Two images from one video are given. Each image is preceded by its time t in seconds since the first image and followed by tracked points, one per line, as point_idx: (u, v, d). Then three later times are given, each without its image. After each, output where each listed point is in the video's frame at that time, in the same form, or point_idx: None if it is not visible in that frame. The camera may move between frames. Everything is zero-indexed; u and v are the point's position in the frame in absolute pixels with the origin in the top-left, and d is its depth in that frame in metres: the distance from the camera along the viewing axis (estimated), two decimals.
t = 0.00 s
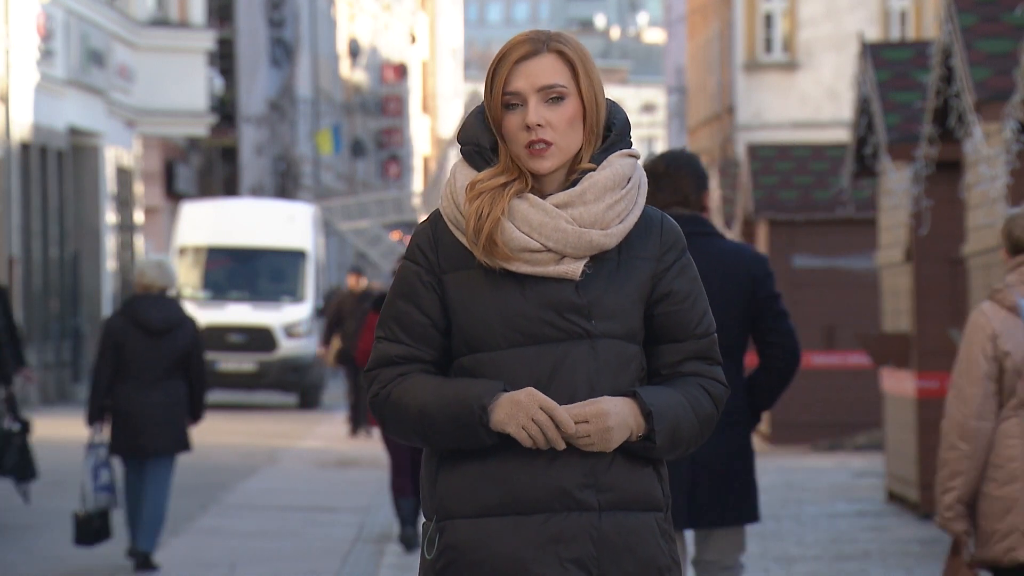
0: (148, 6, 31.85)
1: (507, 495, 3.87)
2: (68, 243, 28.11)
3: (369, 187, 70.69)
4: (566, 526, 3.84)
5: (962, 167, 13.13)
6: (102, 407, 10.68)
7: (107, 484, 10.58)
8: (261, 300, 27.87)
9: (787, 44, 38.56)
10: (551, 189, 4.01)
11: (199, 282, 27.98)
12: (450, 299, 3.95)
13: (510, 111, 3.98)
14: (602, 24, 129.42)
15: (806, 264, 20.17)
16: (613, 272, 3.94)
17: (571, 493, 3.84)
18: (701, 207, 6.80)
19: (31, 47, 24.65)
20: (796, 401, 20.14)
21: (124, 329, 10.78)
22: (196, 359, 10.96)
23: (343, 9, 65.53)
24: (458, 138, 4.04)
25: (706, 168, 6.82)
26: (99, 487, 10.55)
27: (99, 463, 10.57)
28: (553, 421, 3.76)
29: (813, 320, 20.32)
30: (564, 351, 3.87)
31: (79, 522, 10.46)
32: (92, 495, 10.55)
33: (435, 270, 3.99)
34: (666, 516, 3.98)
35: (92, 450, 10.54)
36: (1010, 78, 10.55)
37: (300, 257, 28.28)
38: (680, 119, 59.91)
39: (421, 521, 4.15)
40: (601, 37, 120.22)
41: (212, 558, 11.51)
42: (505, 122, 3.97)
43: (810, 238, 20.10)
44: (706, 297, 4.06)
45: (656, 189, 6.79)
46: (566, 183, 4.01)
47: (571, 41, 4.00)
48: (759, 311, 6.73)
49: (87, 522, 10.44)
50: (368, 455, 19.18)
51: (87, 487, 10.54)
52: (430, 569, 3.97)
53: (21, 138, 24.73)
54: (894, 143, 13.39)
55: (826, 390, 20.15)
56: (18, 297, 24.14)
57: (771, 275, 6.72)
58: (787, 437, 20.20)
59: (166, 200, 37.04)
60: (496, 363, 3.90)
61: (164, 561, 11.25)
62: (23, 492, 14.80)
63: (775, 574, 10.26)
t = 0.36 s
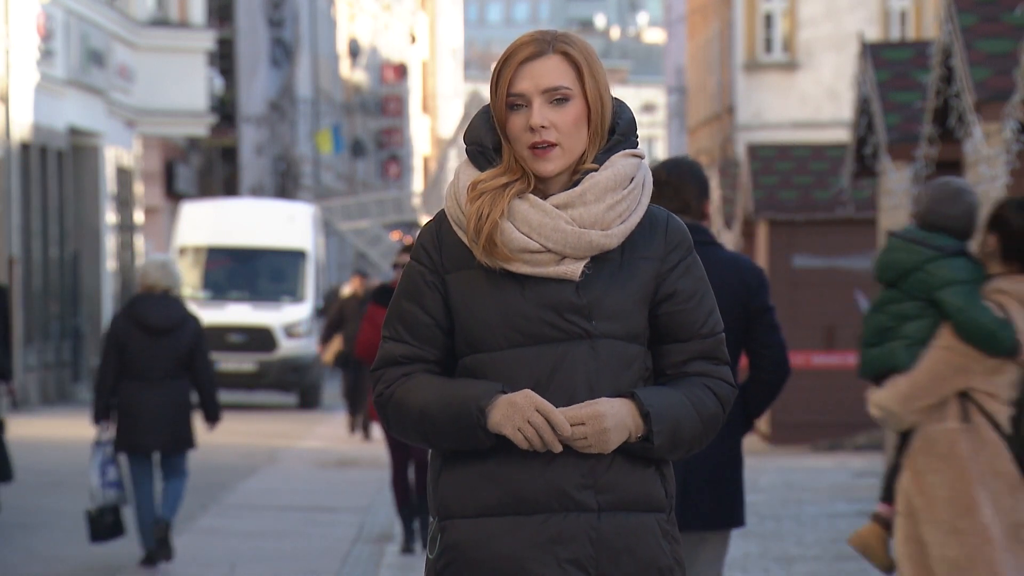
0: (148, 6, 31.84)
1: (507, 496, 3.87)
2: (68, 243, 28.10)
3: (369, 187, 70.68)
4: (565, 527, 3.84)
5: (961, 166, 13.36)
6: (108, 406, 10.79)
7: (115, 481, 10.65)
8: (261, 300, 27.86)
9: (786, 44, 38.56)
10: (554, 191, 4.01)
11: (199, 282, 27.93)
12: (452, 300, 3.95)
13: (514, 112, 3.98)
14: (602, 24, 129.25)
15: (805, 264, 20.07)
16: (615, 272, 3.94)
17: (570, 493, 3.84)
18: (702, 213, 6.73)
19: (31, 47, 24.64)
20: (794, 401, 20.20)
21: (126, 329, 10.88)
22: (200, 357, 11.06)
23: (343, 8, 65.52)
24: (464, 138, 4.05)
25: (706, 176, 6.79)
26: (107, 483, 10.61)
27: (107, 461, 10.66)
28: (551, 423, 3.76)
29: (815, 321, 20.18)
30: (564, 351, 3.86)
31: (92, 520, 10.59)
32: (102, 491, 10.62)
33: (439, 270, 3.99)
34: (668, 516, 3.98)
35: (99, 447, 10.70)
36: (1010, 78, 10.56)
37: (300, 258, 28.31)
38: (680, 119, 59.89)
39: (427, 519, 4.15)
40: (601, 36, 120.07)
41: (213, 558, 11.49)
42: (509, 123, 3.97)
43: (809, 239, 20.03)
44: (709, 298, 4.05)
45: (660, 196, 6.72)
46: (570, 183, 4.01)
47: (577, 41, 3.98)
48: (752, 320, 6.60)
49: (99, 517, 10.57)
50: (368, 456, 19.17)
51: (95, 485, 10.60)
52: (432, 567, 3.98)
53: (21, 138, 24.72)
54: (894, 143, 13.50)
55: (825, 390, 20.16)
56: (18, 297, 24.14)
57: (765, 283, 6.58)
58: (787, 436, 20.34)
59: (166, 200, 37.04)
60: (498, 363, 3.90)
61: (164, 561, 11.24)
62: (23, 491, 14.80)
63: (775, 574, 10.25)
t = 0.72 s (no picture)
0: (148, 6, 31.85)
1: (512, 498, 3.87)
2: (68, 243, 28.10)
3: (369, 188, 70.70)
4: (571, 528, 3.85)
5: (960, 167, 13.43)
6: (118, 406, 10.88)
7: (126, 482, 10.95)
8: (261, 300, 27.87)
9: (787, 44, 38.54)
10: (557, 191, 4.02)
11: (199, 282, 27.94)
12: (456, 301, 3.95)
13: (518, 112, 3.98)
14: (601, 24, 129.11)
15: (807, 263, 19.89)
16: (619, 273, 3.94)
17: (576, 493, 3.85)
18: (711, 206, 6.99)
19: (31, 47, 24.65)
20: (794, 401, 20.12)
21: (144, 331, 10.98)
22: (212, 363, 11.19)
23: (343, 8, 65.54)
24: (465, 138, 4.04)
25: (717, 171, 7.02)
26: (119, 482, 10.92)
27: (120, 461, 10.94)
28: (559, 423, 3.77)
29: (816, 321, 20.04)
30: (570, 352, 3.87)
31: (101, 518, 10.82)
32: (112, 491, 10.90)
33: (441, 271, 3.99)
34: (672, 516, 3.98)
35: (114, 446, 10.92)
36: (1010, 79, 10.56)
37: (300, 258, 28.30)
38: (680, 119, 59.88)
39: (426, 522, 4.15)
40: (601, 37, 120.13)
41: (214, 558, 11.48)
42: (513, 124, 3.97)
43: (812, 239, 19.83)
44: (711, 298, 4.06)
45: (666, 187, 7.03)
46: (572, 184, 4.02)
47: (579, 42, 3.99)
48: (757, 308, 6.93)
49: (107, 516, 10.80)
50: (369, 457, 19.17)
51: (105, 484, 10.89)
52: (435, 569, 3.98)
53: (22, 138, 24.73)
54: (894, 143, 13.44)
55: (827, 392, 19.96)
56: (18, 297, 24.14)
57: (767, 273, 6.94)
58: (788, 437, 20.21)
59: (166, 199, 37.04)
60: (503, 364, 3.90)
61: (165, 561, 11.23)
62: (25, 492, 14.80)
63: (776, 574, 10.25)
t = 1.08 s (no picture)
0: (148, 6, 31.83)
1: (512, 499, 3.87)
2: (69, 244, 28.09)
3: (369, 187, 70.69)
4: (572, 528, 3.85)
5: (961, 167, 13.41)
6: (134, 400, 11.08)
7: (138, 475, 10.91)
8: (260, 300, 27.90)
9: (786, 44, 38.50)
10: (555, 192, 4.01)
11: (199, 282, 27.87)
12: (455, 301, 3.95)
13: (517, 111, 3.98)
14: (601, 24, 129.09)
15: (806, 264, 20.05)
16: (619, 272, 3.94)
17: (576, 493, 3.85)
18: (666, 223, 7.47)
19: (31, 47, 24.65)
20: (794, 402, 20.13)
21: (160, 326, 11.18)
22: (225, 357, 11.38)
23: (343, 8, 65.53)
24: (463, 139, 4.04)
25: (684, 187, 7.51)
26: (130, 478, 10.89)
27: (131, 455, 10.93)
28: (559, 424, 3.77)
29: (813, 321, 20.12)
30: (570, 353, 3.87)
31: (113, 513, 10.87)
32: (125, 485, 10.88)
33: (440, 271, 3.99)
34: (671, 516, 3.98)
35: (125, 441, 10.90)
36: (1010, 78, 10.55)
37: (300, 258, 28.29)
38: (679, 119, 59.85)
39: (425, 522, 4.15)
40: (601, 37, 120.10)
41: (215, 557, 11.47)
42: (512, 124, 3.97)
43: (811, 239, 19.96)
44: (710, 298, 4.06)
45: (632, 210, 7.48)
46: (570, 184, 4.02)
47: (579, 42, 3.99)
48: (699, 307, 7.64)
49: (120, 510, 10.87)
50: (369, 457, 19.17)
51: (118, 478, 10.89)
52: (435, 569, 3.98)
53: (21, 138, 24.74)
54: (894, 143, 13.49)
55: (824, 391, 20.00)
56: (18, 297, 24.15)
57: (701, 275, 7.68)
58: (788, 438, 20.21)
59: (166, 200, 37.03)
60: (503, 365, 3.90)
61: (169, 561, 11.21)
62: (25, 492, 14.80)
63: (777, 574, 10.25)
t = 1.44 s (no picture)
0: (148, 6, 31.83)
1: (507, 499, 3.87)
2: (68, 243, 28.09)
3: (369, 187, 70.68)
4: (567, 529, 3.84)
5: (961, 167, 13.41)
6: (131, 402, 11.21)
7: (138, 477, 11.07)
8: (260, 300, 27.92)
9: (786, 44, 38.49)
10: (548, 192, 4.01)
11: (199, 282, 27.95)
12: (450, 301, 3.95)
13: (510, 113, 3.98)
14: (601, 24, 128.88)
15: (805, 264, 20.10)
16: (612, 273, 3.93)
17: (570, 494, 3.84)
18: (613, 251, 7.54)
19: (31, 47, 24.65)
20: (793, 402, 20.26)
21: (155, 329, 11.34)
22: (217, 360, 11.58)
23: (343, 8, 65.53)
24: (456, 141, 4.05)
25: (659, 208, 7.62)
26: (133, 479, 11.04)
27: (131, 457, 11.07)
28: (553, 425, 3.76)
29: (814, 321, 20.21)
30: (564, 353, 3.86)
31: (120, 515, 10.94)
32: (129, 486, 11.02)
33: (435, 272, 3.98)
34: (667, 515, 3.98)
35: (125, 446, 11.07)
36: (1010, 78, 10.54)
37: (299, 258, 28.31)
38: (679, 119, 59.85)
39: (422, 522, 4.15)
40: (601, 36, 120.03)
41: (215, 557, 11.45)
42: (505, 125, 3.97)
43: (810, 239, 20.07)
44: (705, 296, 4.05)
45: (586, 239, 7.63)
46: (564, 185, 4.01)
47: (571, 43, 3.99)
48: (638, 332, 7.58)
49: (126, 513, 10.94)
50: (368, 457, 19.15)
51: (123, 481, 11.01)
52: (432, 570, 3.98)
53: (21, 138, 24.73)
54: (894, 144, 13.53)
55: (823, 390, 20.19)
56: (18, 297, 24.14)
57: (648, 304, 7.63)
58: (788, 437, 20.33)
59: (166, 199, 37.03)
60: (498, 366, 3.89)
61: (170, 561, 11.19)
62: (25, 492, 14.80)
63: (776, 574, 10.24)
